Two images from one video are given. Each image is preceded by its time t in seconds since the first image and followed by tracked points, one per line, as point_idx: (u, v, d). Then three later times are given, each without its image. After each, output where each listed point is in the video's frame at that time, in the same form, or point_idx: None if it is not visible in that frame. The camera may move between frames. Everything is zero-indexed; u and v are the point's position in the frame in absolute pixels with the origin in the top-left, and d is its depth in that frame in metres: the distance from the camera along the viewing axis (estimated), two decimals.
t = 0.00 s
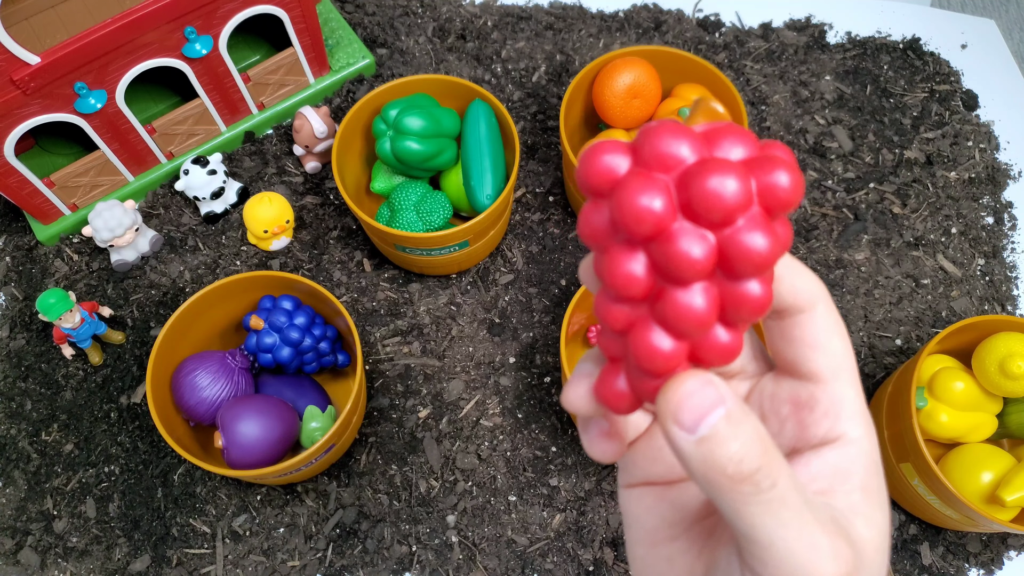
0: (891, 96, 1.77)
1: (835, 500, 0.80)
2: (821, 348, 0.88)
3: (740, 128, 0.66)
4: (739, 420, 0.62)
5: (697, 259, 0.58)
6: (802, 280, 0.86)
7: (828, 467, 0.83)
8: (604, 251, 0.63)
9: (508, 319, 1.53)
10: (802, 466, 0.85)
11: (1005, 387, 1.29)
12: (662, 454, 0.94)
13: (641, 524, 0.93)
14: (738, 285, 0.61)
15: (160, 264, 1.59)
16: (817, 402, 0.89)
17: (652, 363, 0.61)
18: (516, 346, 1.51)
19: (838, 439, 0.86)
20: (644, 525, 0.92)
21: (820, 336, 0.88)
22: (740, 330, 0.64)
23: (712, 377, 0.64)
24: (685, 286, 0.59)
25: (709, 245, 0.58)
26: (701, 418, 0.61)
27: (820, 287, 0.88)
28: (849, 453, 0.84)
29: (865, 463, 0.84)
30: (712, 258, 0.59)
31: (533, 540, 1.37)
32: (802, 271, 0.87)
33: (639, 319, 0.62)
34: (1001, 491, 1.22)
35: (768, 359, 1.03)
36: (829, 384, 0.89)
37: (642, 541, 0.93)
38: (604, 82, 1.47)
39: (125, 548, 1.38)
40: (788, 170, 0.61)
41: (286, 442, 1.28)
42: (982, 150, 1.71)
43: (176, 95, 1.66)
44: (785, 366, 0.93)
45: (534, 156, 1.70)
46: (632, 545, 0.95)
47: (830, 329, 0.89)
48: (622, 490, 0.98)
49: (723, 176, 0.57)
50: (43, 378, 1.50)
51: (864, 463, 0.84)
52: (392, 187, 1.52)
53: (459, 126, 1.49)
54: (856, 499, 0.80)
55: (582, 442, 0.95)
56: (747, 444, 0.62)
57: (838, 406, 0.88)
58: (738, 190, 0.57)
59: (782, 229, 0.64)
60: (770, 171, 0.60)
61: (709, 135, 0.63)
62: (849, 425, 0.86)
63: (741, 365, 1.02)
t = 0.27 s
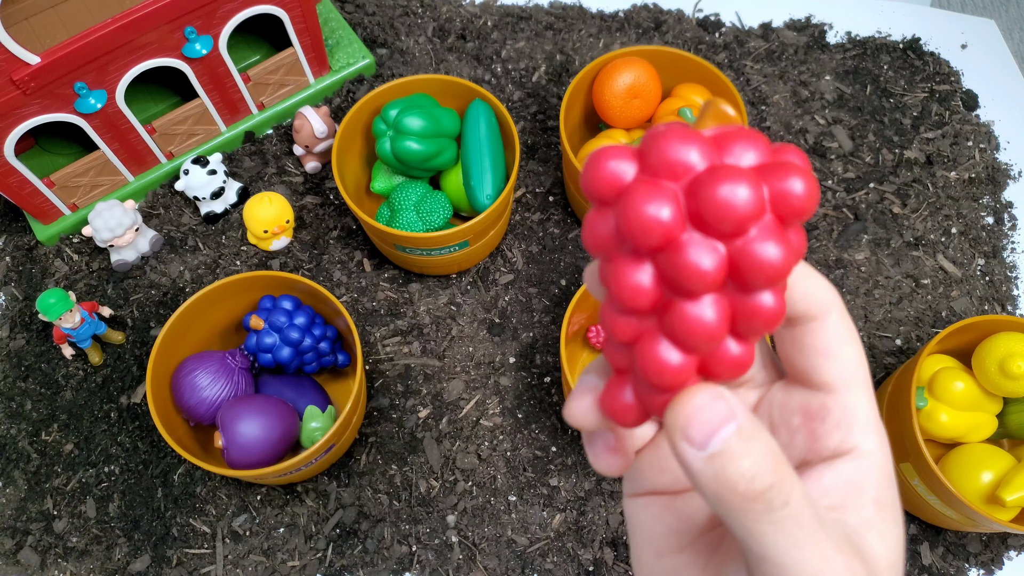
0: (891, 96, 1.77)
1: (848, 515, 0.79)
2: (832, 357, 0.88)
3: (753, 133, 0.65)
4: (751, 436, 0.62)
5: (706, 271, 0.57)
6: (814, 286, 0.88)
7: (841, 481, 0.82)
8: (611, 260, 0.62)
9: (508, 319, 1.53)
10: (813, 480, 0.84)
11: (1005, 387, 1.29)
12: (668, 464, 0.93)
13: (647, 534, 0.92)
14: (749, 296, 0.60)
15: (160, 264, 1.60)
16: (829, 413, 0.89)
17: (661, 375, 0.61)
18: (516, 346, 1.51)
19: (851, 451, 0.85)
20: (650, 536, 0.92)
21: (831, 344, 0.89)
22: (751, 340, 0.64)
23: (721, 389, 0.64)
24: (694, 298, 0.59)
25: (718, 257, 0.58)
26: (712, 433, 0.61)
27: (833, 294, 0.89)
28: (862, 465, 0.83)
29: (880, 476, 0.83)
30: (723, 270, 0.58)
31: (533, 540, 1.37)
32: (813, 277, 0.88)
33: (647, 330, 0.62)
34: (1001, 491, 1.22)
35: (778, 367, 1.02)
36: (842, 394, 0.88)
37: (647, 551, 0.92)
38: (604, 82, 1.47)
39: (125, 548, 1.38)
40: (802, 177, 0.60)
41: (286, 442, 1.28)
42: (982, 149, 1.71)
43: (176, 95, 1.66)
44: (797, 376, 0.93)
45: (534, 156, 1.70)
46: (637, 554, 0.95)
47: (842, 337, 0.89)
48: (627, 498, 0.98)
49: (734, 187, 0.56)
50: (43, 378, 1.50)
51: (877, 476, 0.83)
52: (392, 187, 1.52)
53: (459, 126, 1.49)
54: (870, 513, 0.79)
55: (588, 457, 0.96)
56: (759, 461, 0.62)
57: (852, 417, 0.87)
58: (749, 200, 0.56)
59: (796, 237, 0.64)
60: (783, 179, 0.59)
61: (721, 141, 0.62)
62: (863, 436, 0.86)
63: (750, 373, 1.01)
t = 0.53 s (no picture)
0: (891, 97, 1.77)
1: (866, 547, 0.79)
2: (865, 390, 0.87)
3: (751, 156, 0.61)
4: (763, 476, 0.61)
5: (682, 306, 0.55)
6: (855, 312, 0.86)
7: (857, 511, 0.82)
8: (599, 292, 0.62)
9: (508, 319, 1.53)
10: (830, 509, 0.83)
11: (1005, 387, 1.29)
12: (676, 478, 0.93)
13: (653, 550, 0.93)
14: (742, 335, 0.57)
15: (160, 264, 1.60)
16: (853, 444, 0.88)
17: (654, 412, 0.60)
18: (516, 345, 1.51)
19: (873, 483, 0.84)
20: (656, 551, 0.92)
21: (866, 376, 0.87)
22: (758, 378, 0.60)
23: (726, 426, 0.61)
24: (677, 335, 0.57)
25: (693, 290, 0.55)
26: (722, 474, 0.60)
27: (873, 323, 0.88)
28: (882, 497, 0.83)
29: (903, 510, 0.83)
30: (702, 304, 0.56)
31: (533, 540, 1.37)
32: (856, 302, 0.87)
33: (640, 365, 0.61)
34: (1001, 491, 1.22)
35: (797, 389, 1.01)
36: (871, 426, 0.87)
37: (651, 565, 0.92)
38: (604, 82, 1.47)
39: (124, 548, 1.38)
40: (797, 205, 0.55)
41: (286, 442, 1.28)
42: (982, 150, 1.71)
43: (176, 95, 1.66)
44: (823, 402, 0.91)
45: (534, 157, 1.70)
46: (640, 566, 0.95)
47: (878, 369, 0.88)
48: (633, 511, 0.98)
49: (702, 217, 0.53)
50: (43, 378, 1.50)
51: (898, 509, 0.83)
52: (391, 187, 1.52)
53: (459, 127, 1.49)
54: (888, 547, 0.79)
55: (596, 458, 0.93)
56: (772, 501, 0.61)
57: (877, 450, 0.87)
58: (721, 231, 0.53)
59: (801, 267, 0.59)
60: (772, 207, 0.55)
61: (709, 166, 0.59)
62: (886, 470, 0.85)
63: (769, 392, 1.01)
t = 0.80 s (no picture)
0: (891, 97, 1.77)
1: (865, 546, 0.78)
2: (876, 396, 0.87)
3: (732, 149, 0.60)
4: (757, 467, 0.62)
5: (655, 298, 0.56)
6: (866, 319, 0.88)
7: (858, 510, 0.82)
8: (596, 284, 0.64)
9: (508, 319, 1.54)
10: (830, 507, 0.83)
11: (1006, 388, 1.29)
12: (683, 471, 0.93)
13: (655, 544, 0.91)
14: (716, 329, 0.56)
15: (160, 264, 1.60)
16: (859, 447, 0.87)
17: (645, 399, 0.62)
18: (516, 346, 1.51)
19: (878, 485, 0.84)
20: (659, 546, 0.90)
21: (879, 383, 0.88)
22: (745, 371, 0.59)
23: (717, 416, 0.61)
24: (656, 326, 0.58)
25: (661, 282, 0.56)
26: (713, 460, 0.61)
27: (884, 331, 0.90)
28: (887, 500, 0.83)
29: (908, 517, 0.82)
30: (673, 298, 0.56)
31: (533, 540, 1.37)
32: (868, 311, 0.89)
33: (631, 355, 0.63)
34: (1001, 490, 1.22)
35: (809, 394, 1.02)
36: (881, 432, 0.87)
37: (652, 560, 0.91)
38: (604, 82, 1.47)
39: (124, 548, 1.38)
40: (764, 200, 0.54)
41: (286, 442, 1.28)
42: (982, 150, 1.71)
43: (176, 95, 1.66)
44: (833, 406, 0.92)
45: (534, 157, 1.70)
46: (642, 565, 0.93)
47: (888, 377, 0.89)
48: (637, 505, 0.97)
49: (659, 212, 0.53)
50: (43, 378, 1.50)
51: (901, 514, 0.82)
52: (391, 187, 1.52)
53: (459, 127, 1.49)
54: (886, 547, 0.79)
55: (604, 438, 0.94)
56: (763, 492, 0.62)
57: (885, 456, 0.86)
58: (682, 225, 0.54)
59: (782, 261, 0.57)
60: (736, 201, 0.54)
61: (687, 160, 0.59)
62: (893, 474, 0.85)
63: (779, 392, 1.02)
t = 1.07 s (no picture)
0: (891, 97, 1.77)
1: (777, 513, 0.78)
2: (773, 370, 0.87)
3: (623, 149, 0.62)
4: (657, 435, 0.63)
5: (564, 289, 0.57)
6: (751, 297, 0.87)
7: (772, 482, 0.82)
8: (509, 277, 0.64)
9: (507, 319, 1.54)
10: (745, 480, 0.83)
11: (1006, 387, 1.29)
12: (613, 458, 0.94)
13: (595, 531, 0.92)
14: (618, 313, 0.57)
15: (160, 264, 1.60)
16: (768, 420, 0.87)
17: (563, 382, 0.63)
18: (516, 346, 1.51)
19: (788, 457, 0.84)
20: (598, 533, 0.91)
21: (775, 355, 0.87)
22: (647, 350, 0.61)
23: (626, 394, 0.62)
24: (564, 313, 0.58)
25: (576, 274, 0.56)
26: (621, 433, 0.62)
27: (771, 305, 0.88)
28: (799, 470, 0.83)
29: (818, 483, 0.83)
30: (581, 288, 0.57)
31: (533, 539, 1.37)
32: (752, 287, 0.87)
33: (544, 342, 0.63)
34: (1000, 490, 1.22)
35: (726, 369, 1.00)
36: (784, 405, 0.87)
37: (593, 552, 0.92)
38: (604, 82, 1.47)
39: (125, 548, 1.38)
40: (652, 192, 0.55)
41: (286, 441, 1.28)
42: (982, 150, 1.71)
43: (176, 95, 1.66)
44: (738, 385, 0.91)
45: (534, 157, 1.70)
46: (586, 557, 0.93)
47: (782, 351, 0.88)
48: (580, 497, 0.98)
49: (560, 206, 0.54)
50: (43, 378, 1.50)
51: (813, 482, 0.82)
52: (391, 186, 1.52)
53: (459, 126, 1.49)
54: (799, 514, 0.79)
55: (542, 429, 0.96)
56: (667, 459, 0.63)
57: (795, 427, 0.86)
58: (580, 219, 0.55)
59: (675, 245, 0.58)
60: (626, 192, 0.55)
61: (583, 161, 0.60)
62: (802, 445, 0.85)
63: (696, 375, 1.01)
